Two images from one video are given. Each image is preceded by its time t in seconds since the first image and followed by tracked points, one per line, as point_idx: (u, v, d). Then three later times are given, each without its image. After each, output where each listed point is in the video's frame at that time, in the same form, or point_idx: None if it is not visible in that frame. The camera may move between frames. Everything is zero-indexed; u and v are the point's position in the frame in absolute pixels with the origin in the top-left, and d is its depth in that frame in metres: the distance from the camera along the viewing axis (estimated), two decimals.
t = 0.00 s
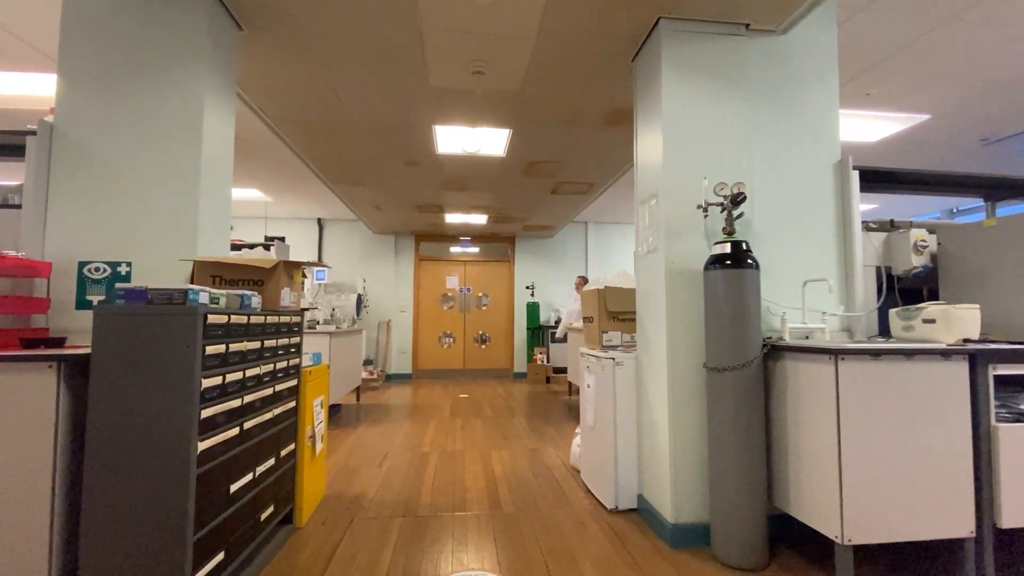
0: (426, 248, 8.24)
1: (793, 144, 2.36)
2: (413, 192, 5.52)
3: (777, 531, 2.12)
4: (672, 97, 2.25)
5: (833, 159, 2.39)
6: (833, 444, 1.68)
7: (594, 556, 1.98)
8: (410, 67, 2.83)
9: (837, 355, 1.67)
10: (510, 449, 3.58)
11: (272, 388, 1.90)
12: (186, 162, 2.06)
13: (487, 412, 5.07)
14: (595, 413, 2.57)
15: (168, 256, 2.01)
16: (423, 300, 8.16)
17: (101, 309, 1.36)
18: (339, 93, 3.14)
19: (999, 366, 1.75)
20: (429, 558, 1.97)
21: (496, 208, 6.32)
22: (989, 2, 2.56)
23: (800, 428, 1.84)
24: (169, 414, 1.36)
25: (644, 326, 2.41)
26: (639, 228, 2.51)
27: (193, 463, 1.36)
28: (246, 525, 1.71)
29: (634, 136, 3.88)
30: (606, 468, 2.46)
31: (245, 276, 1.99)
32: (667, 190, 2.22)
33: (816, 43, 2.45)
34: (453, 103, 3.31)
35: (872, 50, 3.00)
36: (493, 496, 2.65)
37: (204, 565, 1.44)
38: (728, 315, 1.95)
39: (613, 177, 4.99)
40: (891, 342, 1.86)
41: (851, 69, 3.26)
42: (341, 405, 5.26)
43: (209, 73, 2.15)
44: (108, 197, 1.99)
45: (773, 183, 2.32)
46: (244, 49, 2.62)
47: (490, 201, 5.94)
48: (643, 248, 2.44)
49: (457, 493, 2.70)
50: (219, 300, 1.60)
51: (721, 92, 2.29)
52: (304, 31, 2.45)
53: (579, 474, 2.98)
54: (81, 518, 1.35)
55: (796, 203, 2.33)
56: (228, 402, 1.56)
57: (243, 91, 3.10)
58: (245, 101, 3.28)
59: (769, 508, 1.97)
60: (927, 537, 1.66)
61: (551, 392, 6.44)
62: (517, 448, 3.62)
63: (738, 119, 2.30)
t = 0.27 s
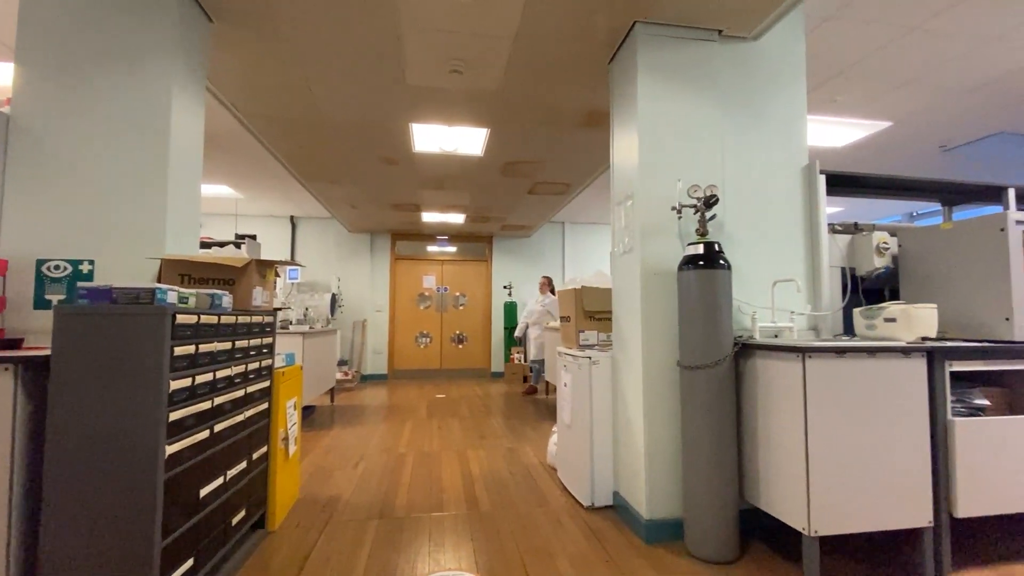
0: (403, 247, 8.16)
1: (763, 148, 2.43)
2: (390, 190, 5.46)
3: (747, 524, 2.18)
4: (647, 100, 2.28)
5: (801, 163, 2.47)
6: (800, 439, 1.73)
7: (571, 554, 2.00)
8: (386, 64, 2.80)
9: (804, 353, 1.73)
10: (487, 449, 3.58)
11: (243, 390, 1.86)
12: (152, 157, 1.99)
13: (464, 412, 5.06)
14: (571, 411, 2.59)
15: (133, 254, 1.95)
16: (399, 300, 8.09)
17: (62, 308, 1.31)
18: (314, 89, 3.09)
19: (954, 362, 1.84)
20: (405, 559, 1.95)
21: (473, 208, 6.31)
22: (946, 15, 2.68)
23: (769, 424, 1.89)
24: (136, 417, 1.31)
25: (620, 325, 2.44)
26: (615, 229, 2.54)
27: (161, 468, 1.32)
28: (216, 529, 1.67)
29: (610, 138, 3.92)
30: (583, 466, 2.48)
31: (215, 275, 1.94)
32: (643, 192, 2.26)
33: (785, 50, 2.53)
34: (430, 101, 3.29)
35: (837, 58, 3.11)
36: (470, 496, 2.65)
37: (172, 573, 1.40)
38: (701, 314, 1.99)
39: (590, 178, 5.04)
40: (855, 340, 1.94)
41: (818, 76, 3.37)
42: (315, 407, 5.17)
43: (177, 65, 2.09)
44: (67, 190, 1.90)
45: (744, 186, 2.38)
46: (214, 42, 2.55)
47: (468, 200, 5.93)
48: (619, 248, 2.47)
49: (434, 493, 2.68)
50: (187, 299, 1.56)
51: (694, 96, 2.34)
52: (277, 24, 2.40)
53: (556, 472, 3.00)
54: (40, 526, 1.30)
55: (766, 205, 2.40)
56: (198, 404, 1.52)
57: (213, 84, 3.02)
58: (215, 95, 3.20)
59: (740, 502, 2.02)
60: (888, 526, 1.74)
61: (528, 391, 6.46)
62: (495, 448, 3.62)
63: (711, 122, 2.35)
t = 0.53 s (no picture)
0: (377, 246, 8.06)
1: (733, 152, 2.49)
2: (363, 188, 5.39)
3: (718, 518, 2.24)
4: (621, 102, 2.32)
5: (769, 167, 2.55)
6: (767, 435, 1.79)
7: (547, 551, 2.02)
8: (361, 61, 2.76)
9: (771, 351, 1.78)
10: (463, 449, 3.57)
11: (211, 392, 1.81)
12: (115, 150, 1.92)
13: (440, 412, 5.03)
14: (546, 410, 2.61)
15: (93, 251, 1.87)
16: (373, 299, 7.99)
17: (17, 308, 1.25)
18: (285, 84, 3.03)
19: (910, 360, 1.93)
20: (379, 561, 1.94)
21: (449, 207, 6.28)
22: (903, 27, 2.80)
23: (738, 421, 1.95)
24: (97, 421, 1.26)
25: (595, 325, 2.47)
26: (590, 229, 2.57)
27: (124, 474, 1.27)
28: (183, 535, 1.62)
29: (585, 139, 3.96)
30: (558, 464, 2.51)
31: (182, 275, 1.88)
32: (617, 193, 2.29)
33: (754, 57, 2.60)
34: (406, 99, 3.26)
35: (803, 66, 3.22)
36: (445, 496, 2.64)
37: None
38: (673, 314, 2.04)
39: (565, 179, 5.08)
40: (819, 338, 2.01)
41: (785, 83, 3.48)
42: (286, 408, 5.07)
43: (142, 56, 2.01)
44: (23, 183, 1.81)
45: (715, 188, 2.44)
46: (181, 33, 2.47)
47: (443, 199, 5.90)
48: (594, 248, 2.50)
49: (409, 494, 2.67)
50: (152, 299, 1.51)
51: (667, 99, 2.39)
52: (248, 16, 2.34)
53: (532, 471, 3.02)
54: None
55: (735, 208, 2.46)
56: (164, 407, 1.47)
57: (179, 77, 2.93)
58: (181, 88, 3.10)
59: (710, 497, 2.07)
60: (850, 517, 1.81)
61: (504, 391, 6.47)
62: (470, 448, 3.62)
63: (683, 125, 2.40)
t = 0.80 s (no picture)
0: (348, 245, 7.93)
1: (703, 156, 2.56)
2: (335, 185, 5.29)
3: (688, 513, 2.29)
4: (596, 104, 2.35)
5: (737, 171, 2.62)
6: (735, 431, 1.85)
7: (521, 549, 2.03)
8: (333, 56, 2.72)
9: (739, 349, 1.84)
10: (436, 450, 3.55)
11: (176, 394, 1.75)
12: (72, 142, 1.83)
13: (413, 413, 4.98)
14: (521, 409, 2.63)
15: (47, 247, 1.78)
16: (344, 299, 7.85)
17: None
18: (254, 78, 2.95)
19: (868, 357, 2.02)
20: (352, 565, 1.91)
21: (423, 205, 6.23)
22: (863, 38, 2.92)
23: (708, 417, 2.00)
24: (53, 426, 1.21)
25: (569, 324, 2.49)
26: (564, 229, 2.59)
27: (83, 481, 1.22)
28: (146, 543, 1.57)
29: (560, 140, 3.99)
30: (532, 463, 2.52)
31: (145, 274, 1.84)
32: (591, 193, 2.32)
33: (723, 63, 2.67)
34: (378, 96, 3.22)
35: (769, 73, 3.33)
36: (419, 497, 2.62)
37: None
38: (645, 313, 2.08)
39: (540, 179, 5.10)
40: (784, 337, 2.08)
41: (752, 89, 3.58)
42: (254, 411, 4.94)
43: (101, 45, 1.93)
44: None
45: (685, 190, 2.50)
46: (142, 22, 2.38)
47: (417, 198, 5.85)
48: (568, 249, 2.53)
49: (381, 496, 2.63)
50: (114, 298, 1.45)
51: (639, 102, 2.43)
52: (215, 6, 2.27)
53: (506, 470, 3.02)
54: None
55: (705, 210, 2.53)
56: (126, 410, 1.42)
57: (141, 67, 2.82)
58: (143, 80, 2.98)
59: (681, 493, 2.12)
60: (813, 508, 1.88)
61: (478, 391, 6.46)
62: (444, 448, 3.60)
63: (655, 128, 2.45)
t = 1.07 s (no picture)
0: (318, 243, 7.77)
1: (674, 159, 2.62)
2: (304, 183, 5.19)
3: (658, 509, 2.35)
4: (570, 106, 2.38)
5: (706, 174, 2.69)
6: (704, 427, 1.90)
7: (496, 548, 2.03)
8: (303, 52, 2.67)
9: (708, 348, 1.89)
10: (409, 450, 3.52)
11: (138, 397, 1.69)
12: (24, 133, 1.74)
13: (384, 414, 4.93)
14: (495, 409, 2.63)
15: None
16: (314, 298, 7.70)
17: None
18: (221, 71, 2.87)
19: (829, 354, 2.10)
20: (324, 568, 1.88)
21: (395, 204, 6.16)
22: (825, 47, 3.05)
23: (678, 415, 2.05)
24: (6, 432, 1.15)
25: (543, 324, 2.51)
26: (539, 229, 2.61)
27: (39, 489, 1.17)
28: (106, 552, 1.51)
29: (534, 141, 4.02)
30: (506, 462, 2.53)
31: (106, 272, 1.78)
32: (565, 195, 2.35)
33: (693, 68, 2.74)
34: (350, 93, 3.18)
35: (736, 79, 3.43)
36: (392, 498, 2.60)
37: None
38: (618, 313, 2.11)
39: (514, 179, 5.12)
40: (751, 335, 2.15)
41: (720, 95, 3.68)
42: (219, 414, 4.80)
43: (57, 33, 1.85)
44: None
45: (656, 192, 2.55)
46: (102, 11, 2.29)
47: (389, 196, 5.78)
48: (542, 249, 2.55)
49: (353, 498, 2.60)
50: (72, 298, 1.39)
51: (612, 106, 2.47)
52: None
53: (480, 470, 3.03)
54: None
55: (676, 211, 2.59)
56: (85, 415, 1.37)
57: (100, 58, 2.71)
58: (102, 70, 2.87)
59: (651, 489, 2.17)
60: (778, 501, 1.95)
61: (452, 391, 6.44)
62: (417, 449, 3.57)
63: (627, 131, 2.50)
